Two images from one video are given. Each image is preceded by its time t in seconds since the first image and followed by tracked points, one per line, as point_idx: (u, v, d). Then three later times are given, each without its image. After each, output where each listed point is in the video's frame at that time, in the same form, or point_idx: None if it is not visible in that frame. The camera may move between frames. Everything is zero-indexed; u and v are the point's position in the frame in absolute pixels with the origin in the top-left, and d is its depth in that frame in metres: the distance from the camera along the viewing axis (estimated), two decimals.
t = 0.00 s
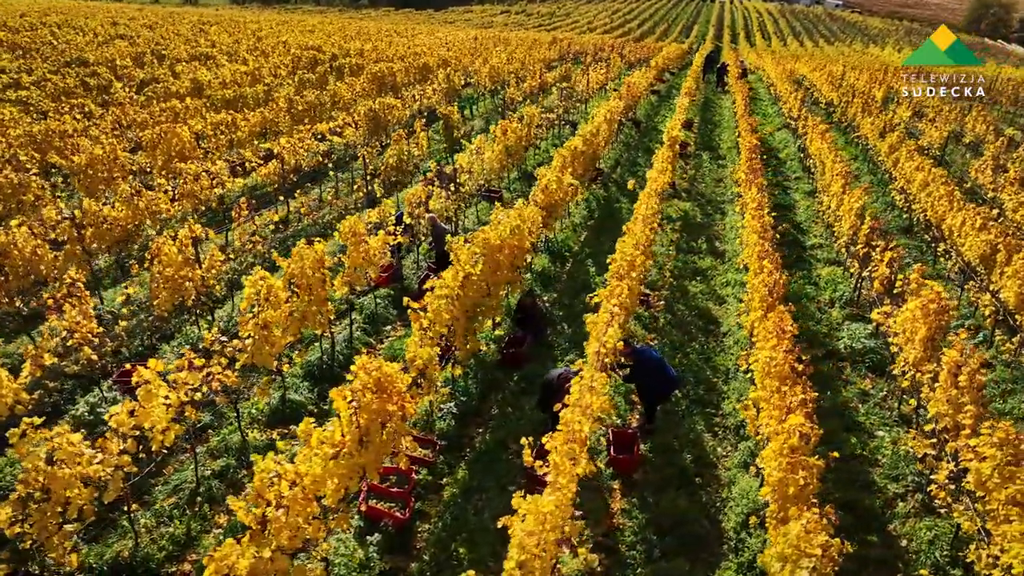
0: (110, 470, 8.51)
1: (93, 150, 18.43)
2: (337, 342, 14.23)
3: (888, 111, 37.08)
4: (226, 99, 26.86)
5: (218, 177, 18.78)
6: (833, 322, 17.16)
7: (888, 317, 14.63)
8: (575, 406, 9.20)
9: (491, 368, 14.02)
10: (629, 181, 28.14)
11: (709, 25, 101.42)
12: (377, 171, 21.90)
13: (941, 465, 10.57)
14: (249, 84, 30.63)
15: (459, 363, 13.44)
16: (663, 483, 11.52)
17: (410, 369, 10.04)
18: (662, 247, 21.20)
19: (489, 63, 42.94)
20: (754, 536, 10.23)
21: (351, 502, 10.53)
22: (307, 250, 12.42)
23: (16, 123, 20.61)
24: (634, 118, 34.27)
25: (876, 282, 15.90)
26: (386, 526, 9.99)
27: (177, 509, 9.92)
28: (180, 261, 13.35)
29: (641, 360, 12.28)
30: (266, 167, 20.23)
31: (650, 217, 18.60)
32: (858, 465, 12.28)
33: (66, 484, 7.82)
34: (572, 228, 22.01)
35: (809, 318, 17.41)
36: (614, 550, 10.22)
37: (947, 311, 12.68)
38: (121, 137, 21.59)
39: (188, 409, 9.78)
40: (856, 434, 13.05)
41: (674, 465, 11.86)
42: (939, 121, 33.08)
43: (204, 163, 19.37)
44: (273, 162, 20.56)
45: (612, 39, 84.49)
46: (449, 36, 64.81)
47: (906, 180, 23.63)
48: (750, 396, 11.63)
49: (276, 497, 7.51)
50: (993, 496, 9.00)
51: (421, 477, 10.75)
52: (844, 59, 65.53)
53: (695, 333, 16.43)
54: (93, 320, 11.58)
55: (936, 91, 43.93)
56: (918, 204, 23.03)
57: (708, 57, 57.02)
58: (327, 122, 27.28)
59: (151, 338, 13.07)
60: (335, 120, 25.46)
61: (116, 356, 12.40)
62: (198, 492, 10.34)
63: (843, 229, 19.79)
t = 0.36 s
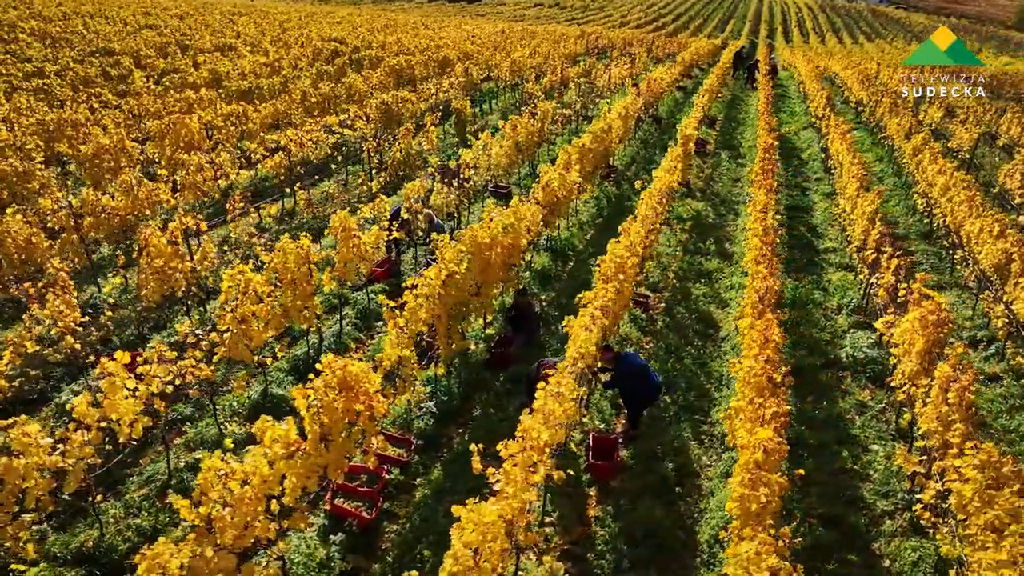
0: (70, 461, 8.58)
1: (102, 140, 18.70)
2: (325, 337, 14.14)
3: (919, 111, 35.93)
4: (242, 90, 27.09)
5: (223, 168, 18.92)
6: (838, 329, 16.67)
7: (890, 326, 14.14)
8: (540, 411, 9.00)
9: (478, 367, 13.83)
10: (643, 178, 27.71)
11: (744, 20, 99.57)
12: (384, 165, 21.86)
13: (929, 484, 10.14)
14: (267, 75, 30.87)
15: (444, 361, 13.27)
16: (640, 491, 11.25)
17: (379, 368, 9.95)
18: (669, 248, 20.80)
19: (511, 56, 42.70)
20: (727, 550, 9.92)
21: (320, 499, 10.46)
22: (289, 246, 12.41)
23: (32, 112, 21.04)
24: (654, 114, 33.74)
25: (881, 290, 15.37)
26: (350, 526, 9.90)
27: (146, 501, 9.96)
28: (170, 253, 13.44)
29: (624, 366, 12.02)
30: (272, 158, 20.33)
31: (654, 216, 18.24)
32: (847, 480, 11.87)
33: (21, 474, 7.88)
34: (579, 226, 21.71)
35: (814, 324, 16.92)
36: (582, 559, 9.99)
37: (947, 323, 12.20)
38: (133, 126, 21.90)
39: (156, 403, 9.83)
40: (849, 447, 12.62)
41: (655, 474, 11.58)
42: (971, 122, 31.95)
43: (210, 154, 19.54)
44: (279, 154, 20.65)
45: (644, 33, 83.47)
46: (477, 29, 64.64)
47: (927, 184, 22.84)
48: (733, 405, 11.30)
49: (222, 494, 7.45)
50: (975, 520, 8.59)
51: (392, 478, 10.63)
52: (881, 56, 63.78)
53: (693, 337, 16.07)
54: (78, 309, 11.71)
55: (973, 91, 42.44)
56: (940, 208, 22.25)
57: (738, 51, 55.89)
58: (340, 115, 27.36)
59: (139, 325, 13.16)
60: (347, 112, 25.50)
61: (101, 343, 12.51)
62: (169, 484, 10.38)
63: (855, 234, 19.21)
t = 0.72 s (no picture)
0: (34, 449, 8.69)
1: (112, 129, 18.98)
2: (313, 331, 14.06)
3: (952, 112, 34.72)
4: (259, 82, 27.31)
5: (228, 159, 19.04)
6: (842, 338, 16.17)
7: (891, 336, 13.66)
8: (502, 417, 8.81)
9: (465, 366, 13.66)
10: (658, 176, 27.26)
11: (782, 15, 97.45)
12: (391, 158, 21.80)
13: (910, 505, 9.77)
14: (287, 66, 31.05)
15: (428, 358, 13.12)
16: (616, 498, 11.00)
17: (348, 367, 9.87)
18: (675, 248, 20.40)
19: (535, 50, 42.35)
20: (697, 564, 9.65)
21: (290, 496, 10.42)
22: (273, 240, 12.43)
23: (51, 101, 21.49)
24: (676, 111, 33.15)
25: (886, 300, 14.85)
26: (314, 523, 9.85)
27: (115, 491, 10.05)
28: (160, 243, 13.51)
29: (604, 370, 11.72)
30: (279, 150, 20.43)
31: (657, 216, 17.90)
32: (833, 495, 11.50)
33: None
34: (586, 224, 21.41)
35: (817, 332, 16.45)
36: (548, 566, 9.79)
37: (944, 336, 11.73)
38: (147, 114, 22.18)
39: (127, 394, 9.90)
40: (839, 461, 12.22)
41: (633, 481, 11.33)
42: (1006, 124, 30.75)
43: (218, 145, 19.70)
44: (286, 146, 20.73)
45: (678, 28, 82.28)
46: (505, 22, 64.33)
47: (950, 189, 22.03)
48: (713, 415, 11.02)
49: (169, 490, 7.45)
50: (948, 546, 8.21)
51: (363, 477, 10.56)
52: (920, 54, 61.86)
53: (690, 341, 15.73)
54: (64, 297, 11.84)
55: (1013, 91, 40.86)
56: (962, 214, 21.44)
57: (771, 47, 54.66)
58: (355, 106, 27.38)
59: (129, 315, 13.30)
60: (360, 105, 25.54)
61: (90, 330, 12.68)
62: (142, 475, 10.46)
63: (867, 239, 18.62)
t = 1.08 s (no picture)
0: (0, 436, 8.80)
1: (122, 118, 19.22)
2: (302, 324, 13.98)
3: (987, 114, 33.52)
4: (276, 73, 27.48)
5: (233, 150, 19.16)
6: (844, 347, 15.70)
7: (888, 348, 13.20)
8: (460, 421, 8.67)
9: (451, 362, 13.46)
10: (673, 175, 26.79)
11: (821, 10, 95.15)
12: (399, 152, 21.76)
13: (887, 525, 9.42)
14: (306, 58, 31.18)
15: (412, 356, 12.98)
16: (588, 505, 10.76)
17: (314, 363, 9.81)
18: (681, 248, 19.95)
19: (559, 44, 41.94)
20: None
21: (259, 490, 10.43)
22: (257, 234, 12.51)
23: (68, 90, 21.88)
24: (696, 108, 32.52)
25: (888, 310, 14.36)
26: (278, 519, 9.81)
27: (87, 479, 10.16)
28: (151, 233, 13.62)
29: (585, 375, 11.57)
30: (286, 142, 20.50)
31: (658, 217, 17.53)
32: (816, 510, 11.14)
33: None
34: (593, 223, 21.12)
35: (818, 340, 15.98)
36: (510, 573, 9.61)
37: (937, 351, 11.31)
38: (161, 104, 22.44)
39: (99, 383, 9.99)
40: (825, 475, 11.85)
41: (608, 488, 11.06)
42: None
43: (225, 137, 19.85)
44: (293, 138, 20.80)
45: (712, 23, 80.77)
46: (535, 15, 63.87)
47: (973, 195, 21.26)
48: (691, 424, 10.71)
49: (116, 483, 7.48)
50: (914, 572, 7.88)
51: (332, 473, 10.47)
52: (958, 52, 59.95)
53: (685, 345, 15.40)
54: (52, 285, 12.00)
55: None
56: (983, 221, 20.68)
57: (805, 43, 53.37)
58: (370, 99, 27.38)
59: (120, 303, 13.44)
60: (373, 98, 25.53)
61: (80, 317, 12.83)
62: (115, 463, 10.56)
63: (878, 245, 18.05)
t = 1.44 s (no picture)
0: None
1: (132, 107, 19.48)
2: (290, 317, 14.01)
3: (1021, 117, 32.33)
4: (293, 64, 27.65)
5: (239, 141, 19.31)
6: (843, 357, 15.26)
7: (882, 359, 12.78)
8: (415, 422, 8.57)
9: (435, 359, 13.35)
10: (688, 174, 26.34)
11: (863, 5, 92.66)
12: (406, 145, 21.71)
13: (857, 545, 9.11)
14: (325, 49, 31.28)
15: (393, 353, 12.90)
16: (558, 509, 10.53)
17: (282, 358, 9.88)
18: (686, 248, 19.58)
19: (582, 38, 41.49)
20: None
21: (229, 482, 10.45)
22: (242, 226, 12.66)
23: (86, 79, 22.30)
24: (717, 105, 31.91)
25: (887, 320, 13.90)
26: (243, 512, 9.78)
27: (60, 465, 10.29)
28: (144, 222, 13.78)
29: (563, 377, 11.66)
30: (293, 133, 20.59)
31: (658, 218, 17.23)
32: (794, 524, 10.83)
33: None
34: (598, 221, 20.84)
35: (816, 348, 15.56)
36: None
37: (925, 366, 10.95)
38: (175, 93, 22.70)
39: (74, 370, 10.12)
40: (808, 488, 11.52)
41: (581, 492, 10.80)
42: None
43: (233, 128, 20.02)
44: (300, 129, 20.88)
45: (748, 18, 79.26)
46: (565, 8, 63.28)
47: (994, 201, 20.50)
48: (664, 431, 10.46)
49: (66, 472, 7.55)
50: None
51: (301, 467, 10.47)
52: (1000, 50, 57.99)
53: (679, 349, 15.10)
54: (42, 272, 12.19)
55: None
56: (1004, 229, 19.93)
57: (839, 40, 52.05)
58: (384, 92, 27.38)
59: (114, 290, 13.63)
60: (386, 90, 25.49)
61: (72, 303, 13.04)
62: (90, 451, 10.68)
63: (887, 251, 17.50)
